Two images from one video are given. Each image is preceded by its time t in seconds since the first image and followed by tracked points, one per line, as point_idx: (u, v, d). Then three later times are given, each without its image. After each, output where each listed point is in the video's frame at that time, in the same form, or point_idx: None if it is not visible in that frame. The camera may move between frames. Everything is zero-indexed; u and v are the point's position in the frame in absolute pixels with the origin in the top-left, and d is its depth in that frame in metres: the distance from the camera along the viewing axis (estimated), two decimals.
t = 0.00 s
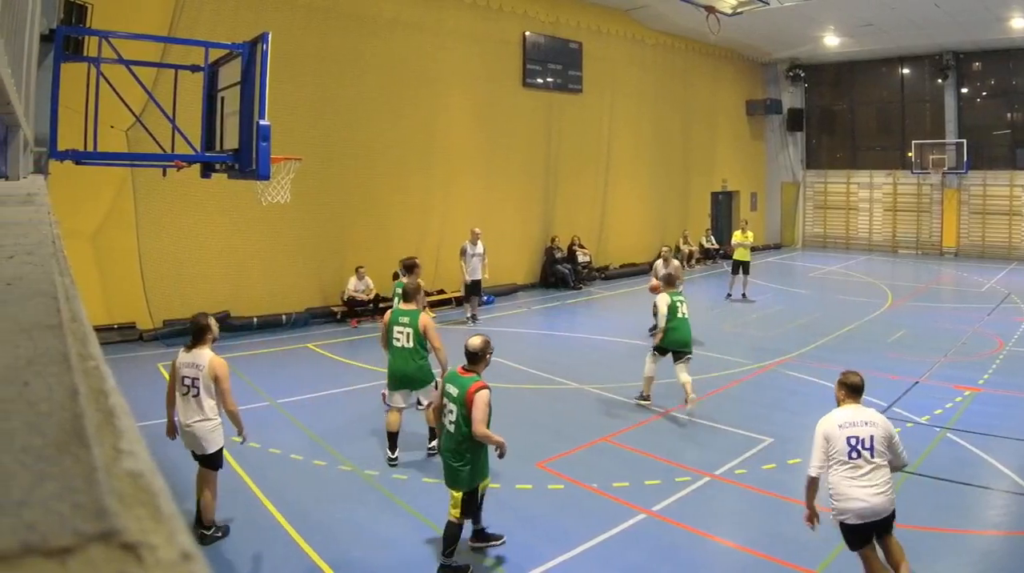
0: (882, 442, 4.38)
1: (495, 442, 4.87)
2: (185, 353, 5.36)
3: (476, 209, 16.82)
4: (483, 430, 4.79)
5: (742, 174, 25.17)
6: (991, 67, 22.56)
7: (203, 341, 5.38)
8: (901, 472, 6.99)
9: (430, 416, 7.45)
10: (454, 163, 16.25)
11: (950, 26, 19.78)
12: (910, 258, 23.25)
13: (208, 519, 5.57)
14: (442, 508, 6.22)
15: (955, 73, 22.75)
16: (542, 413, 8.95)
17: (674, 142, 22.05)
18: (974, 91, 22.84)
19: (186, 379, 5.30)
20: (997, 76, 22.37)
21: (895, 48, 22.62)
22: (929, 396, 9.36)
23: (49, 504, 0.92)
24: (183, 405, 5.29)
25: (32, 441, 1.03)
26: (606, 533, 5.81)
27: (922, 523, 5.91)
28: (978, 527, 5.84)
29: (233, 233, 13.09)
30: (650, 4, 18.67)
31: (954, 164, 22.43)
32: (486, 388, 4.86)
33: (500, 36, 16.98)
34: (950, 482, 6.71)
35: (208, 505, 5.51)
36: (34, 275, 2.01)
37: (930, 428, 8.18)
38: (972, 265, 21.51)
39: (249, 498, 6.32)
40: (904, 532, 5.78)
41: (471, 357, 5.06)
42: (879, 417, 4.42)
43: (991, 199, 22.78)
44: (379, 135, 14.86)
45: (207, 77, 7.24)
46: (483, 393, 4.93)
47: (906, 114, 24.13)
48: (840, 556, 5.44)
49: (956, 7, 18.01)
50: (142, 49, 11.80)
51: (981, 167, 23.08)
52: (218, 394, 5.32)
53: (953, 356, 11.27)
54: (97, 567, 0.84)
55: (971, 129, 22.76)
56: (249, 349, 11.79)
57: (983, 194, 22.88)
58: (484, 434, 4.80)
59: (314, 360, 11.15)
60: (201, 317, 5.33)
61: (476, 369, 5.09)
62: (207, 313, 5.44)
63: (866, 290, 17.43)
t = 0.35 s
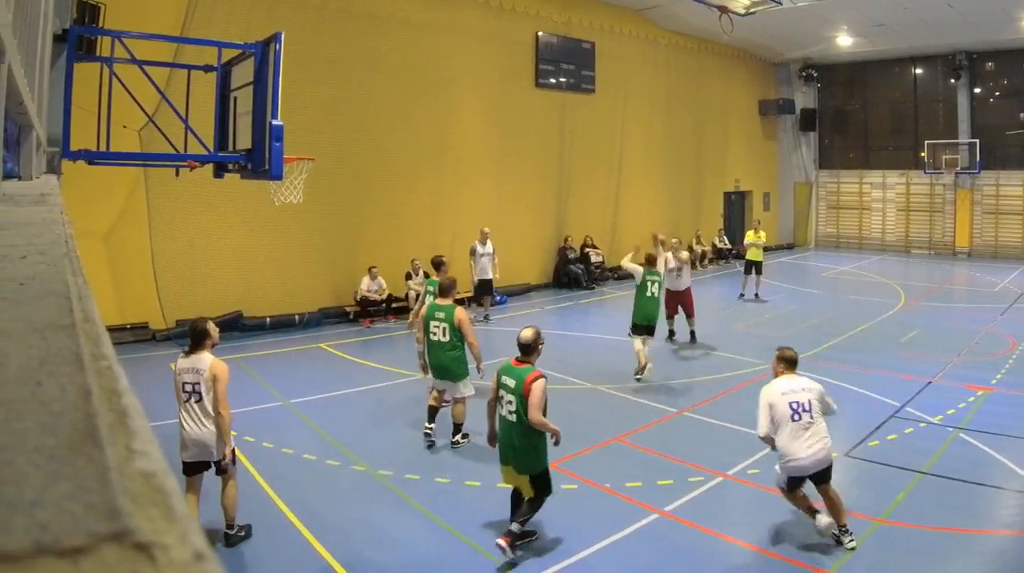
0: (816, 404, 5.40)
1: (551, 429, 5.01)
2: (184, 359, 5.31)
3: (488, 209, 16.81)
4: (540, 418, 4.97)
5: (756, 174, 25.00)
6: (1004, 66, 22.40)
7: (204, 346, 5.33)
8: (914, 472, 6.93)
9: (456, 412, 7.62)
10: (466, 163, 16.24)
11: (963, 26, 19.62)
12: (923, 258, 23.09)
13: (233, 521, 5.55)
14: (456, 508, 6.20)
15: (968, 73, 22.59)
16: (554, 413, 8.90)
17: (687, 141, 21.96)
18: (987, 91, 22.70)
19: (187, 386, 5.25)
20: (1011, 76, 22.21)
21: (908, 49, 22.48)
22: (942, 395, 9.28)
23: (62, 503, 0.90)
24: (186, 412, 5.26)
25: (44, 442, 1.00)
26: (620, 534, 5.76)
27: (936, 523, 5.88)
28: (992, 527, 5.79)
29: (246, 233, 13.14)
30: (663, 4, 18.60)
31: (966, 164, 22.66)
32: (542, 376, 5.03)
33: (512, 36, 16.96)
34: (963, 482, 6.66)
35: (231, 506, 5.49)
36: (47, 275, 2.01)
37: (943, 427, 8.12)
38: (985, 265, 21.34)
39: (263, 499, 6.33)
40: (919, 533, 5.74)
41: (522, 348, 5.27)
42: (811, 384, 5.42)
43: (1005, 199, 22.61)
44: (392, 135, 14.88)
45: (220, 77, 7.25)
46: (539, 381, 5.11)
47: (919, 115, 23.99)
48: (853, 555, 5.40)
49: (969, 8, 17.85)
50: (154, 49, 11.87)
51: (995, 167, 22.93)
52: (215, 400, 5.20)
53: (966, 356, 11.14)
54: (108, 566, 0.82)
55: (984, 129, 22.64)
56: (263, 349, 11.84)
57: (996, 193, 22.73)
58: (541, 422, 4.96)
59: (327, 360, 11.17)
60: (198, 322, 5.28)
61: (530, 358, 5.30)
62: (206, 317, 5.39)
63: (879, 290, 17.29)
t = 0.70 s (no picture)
0: (720, 369, 6.27)
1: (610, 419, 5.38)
2: (219, 366, 5.28)
3: (502, 209, 16.78)
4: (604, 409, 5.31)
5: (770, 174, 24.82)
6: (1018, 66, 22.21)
7: (240, 351, 5.30)
8: (928, 472, 6.85)
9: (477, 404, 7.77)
10: (479, 163, 16.23)
11: (978, 26, 19.45)
12: (937, 258, 22.89)
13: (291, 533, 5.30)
14: (470, 508, 6.19)
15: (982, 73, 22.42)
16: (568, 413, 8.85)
17: (701, 141, 21.83)
18: (1002, 91, 22.50)
19: (222, 392, 5.24)
20: None
21: (921, 49, 22.33)
22: (956, 395, 9.17)
23: (75, 503, 0.87)
24: (222, 417, 5.24)
25: (57, 441, 0.98)
26: (634, 533, 5.72)
27: (950, 524, 5.81)
28: (1008, 528, 5.71)
29: (260, 234, 13.18)
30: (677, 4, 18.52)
31: (980, 164, 22.54)
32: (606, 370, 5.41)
33: (526, 36, 16.94)
34: (977, 482, 6.58)
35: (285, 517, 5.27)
36: (61, 275, 2.00)
37: (956, 427, 8.03)
38: (999, 266, 21.12)
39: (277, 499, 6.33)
40: (934, 533, 5.67)
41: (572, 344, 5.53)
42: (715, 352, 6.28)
43: (1019, 199, 22.39)
44: (406, 136, 14.89)
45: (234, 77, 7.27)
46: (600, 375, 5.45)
47: (933, 115, 23.82)
48: (867, 554, 5.34)
49: (983, 8, 17.71)
50: (168, 49, 11.94)
51: (1009, 167, 22.72)
52: (255, 405, 5.20)
53: (980, 356, 11.01)
54: (121, 567, 0.79)
55: (998, 129, 22.48)
56: (277, 349, 11.89)
57: (1010, 194, 22.52)
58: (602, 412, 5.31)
59: (341, 360, 11.21)
60: (233, 325, 5.25)
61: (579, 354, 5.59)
62: (239, 322, 5.35)
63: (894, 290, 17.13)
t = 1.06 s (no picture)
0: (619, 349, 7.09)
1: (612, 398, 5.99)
2: (281, 362, 5.32)
3: (515, 209, 16.75)
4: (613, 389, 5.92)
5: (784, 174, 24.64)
6: None
7: (300, 348, 5.32)
8: (942, 472, 6.76)
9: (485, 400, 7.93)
10: (493, 163, 16.20)
11: (994, 26, 19.23)
12: (951, 258, 22.66)
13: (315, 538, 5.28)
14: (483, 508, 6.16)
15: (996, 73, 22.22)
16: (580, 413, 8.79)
17: (715, 141, 21.69)
18: (1017, 90, 22.27)
19: (285, 387, 5.25)
20: None
21: (935, 49, 22.14)
22: (970, 396, 9.05)
23: (88, 504, 0.85)
24: (285, 413, 5.24)
25: (71, 442, 0.96)
26: (648, 533, 5.67)
27: (964, 524, 5.73)
28: None
29: (274, 234, 13.23)
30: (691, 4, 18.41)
31: (993, 164, 22.39)
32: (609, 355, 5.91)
33: (539, 36, 16.89)
34: (992, 483, 6.49)
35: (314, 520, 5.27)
36: (75, 275, 1.99)
37: (970, 428, 7.92)
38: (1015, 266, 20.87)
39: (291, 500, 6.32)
40: (948, 533, 5.60)
41: (579, 345, 5.72)
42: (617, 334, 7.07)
43: None
44: (420, 136, 14.89)
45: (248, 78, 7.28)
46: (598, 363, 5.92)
47: (947, 115, 23.60)
48: (882, 554, 5.28)
49: (998, 7, 17.52)
50: (183, 49, 12.01)
51: None
52: (322, 401, 5.30)
53: (994, 356, 10.86)
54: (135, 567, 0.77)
55: (1012, 129, 22.27)
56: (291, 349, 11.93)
57: None
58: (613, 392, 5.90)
59: (354, 360, 11.22)
60: (293, 321, 5.27)
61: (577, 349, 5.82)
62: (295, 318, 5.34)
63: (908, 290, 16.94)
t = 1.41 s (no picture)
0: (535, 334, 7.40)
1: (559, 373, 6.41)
2: (322, 357, 5.42)
3: (527, 209, 16.73)
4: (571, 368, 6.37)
5: (797, 174, 24.47)
6: None
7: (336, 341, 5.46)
8: (955, 472, 6.67)
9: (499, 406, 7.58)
10: (505, 163, 16.18)
11: (1008, 26, 19.04)
12: (964, 258, 22.45)
13: (361, 498, 5.69)
14: (495, 508, 6.14)
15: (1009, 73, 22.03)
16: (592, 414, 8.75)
17: (728, 141, 21.57)
18: None
19: (331, 380, 5.37)
20: None
21: (948, 49, 21.96)
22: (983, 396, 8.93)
23: (101, 503, 0.83)
24: (333, 404, 5.36)
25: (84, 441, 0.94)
26: (660, 534, 5.63)
27: (977, 524, 5.65)
28: None
29: (287, 234, 13.28)
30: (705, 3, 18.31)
31: (1006, 164, 22.11)
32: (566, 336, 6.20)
33: (552, 36, 16.85)
34: (1006, 483, 6.40)
35: (364, 484, 5.65)
36: (89, 275, 1.99)
37: (983, 427, 7.83)
38: None
39: (304, 500, 6.33)
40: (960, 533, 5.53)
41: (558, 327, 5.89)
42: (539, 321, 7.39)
43: None
44: (432, 136, 14.89)
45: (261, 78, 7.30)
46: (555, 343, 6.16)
47: (960, 115, 23.39)
48: (895, 554, 5.21)
49: (1010, 7, 17.36)
50: (196, 49, 12.08)
51: None
52: (361, 391, 5.54)
53: (1008, 356, 10.72)
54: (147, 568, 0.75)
55: None
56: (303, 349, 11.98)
57: None
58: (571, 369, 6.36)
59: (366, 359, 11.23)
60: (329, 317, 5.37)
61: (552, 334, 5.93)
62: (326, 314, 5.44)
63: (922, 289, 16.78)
